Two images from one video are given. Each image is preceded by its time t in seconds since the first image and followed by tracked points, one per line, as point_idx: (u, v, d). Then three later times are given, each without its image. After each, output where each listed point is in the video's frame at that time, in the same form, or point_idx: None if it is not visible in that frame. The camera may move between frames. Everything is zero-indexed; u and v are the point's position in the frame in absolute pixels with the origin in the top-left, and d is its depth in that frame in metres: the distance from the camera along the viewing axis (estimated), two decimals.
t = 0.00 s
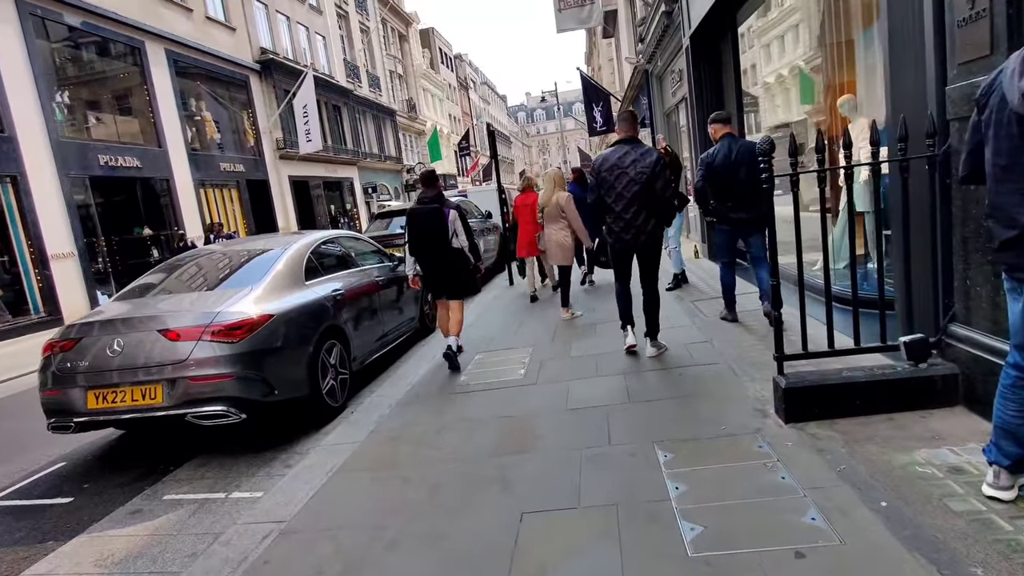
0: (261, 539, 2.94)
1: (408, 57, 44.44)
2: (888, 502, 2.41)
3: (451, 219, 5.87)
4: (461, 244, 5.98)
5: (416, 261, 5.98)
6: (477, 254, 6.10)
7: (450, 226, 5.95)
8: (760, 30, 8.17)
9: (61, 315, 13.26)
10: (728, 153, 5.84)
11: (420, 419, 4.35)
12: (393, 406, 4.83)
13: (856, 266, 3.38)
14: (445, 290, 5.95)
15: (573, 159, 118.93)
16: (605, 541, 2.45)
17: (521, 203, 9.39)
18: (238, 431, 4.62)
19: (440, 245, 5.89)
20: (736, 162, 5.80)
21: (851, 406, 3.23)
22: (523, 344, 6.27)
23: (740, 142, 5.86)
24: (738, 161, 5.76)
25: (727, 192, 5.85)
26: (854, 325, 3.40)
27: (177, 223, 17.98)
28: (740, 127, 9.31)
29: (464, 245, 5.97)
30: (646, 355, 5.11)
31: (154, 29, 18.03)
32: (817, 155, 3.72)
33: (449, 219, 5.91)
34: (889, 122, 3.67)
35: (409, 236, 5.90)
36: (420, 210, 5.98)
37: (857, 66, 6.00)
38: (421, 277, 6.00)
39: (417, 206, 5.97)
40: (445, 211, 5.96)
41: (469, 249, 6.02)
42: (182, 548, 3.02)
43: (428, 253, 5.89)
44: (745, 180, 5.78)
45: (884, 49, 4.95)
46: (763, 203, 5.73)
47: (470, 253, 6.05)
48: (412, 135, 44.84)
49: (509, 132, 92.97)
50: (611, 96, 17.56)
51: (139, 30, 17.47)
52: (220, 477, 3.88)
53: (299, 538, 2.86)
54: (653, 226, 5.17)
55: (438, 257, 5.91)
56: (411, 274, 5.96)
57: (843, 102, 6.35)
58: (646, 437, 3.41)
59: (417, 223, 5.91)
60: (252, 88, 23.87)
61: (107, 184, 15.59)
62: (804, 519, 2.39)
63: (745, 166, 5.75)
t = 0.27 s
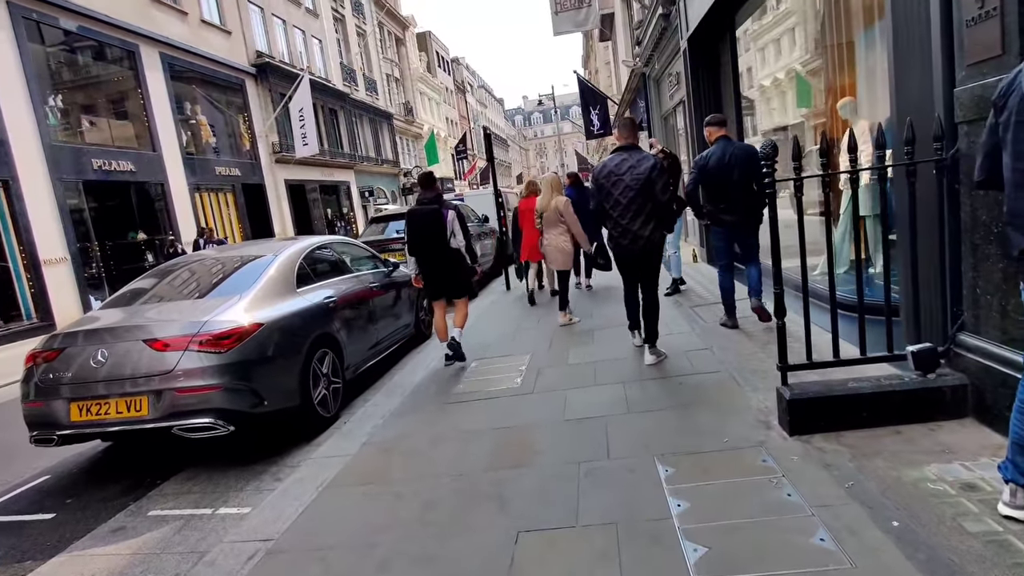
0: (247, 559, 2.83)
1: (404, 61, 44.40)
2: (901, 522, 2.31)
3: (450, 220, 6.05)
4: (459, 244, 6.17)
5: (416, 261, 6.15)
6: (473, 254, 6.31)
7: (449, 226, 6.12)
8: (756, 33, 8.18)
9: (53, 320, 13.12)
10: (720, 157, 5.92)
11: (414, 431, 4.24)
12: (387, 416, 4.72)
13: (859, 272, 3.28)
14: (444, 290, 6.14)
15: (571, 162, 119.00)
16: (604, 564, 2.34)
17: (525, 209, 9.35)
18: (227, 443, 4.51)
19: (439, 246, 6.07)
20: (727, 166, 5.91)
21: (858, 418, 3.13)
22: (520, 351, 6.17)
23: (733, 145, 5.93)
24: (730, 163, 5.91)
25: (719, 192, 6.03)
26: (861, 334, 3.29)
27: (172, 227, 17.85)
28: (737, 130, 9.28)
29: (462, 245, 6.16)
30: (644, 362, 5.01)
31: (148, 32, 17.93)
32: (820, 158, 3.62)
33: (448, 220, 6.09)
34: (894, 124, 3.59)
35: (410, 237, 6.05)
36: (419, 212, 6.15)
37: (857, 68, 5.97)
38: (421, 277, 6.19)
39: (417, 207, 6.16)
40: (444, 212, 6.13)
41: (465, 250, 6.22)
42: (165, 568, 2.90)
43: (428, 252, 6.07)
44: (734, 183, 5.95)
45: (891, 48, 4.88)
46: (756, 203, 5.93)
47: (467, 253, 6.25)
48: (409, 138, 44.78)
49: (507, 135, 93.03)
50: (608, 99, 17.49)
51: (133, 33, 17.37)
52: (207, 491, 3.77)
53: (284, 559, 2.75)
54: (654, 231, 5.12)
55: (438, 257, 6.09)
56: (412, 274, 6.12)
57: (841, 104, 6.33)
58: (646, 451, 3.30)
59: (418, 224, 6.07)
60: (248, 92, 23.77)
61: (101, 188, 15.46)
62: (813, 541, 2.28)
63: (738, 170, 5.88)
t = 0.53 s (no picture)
0: None
1: (401, 63, 44.32)
2: (914, 543, 2.21)
3: (451, 225, 6.17)
4: (458, 248, 6.30)
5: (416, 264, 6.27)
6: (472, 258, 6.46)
7: (449, 231, 6.23)
8: (754, 36, 8.16)
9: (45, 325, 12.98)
10: (717, 162, 5.89)
11: (408, 442, 4.13)
12: (381, 425, 4.61)
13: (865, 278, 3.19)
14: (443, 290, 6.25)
15: (568, 164, 119.06)
16: None
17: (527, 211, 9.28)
18: (215, 454, 4.39)
19: (439, 248, 6.19)
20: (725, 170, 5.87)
21: (865, 430, 3.03)
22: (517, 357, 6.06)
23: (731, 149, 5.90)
24: (726, 168, 5.85)
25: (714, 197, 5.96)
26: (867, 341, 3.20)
27: (166, 230, 17.71)
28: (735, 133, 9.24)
29: (461, 249, 6.29)
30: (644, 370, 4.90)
31: (143, 35, 17.80)
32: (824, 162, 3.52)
33: (449, 225, 6.21)
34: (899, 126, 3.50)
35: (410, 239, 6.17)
36: (421, 215, 6.28)
37: (857, 71, 5.92)
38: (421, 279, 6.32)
39: (418, 210, 6.28)
40: (445, 216, 6.25)
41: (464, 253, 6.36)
42: None
43: (428, 254, 6.19)
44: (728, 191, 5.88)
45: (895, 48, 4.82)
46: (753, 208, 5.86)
47: (465, 257, 6.39)
48: (406, 141, 44.70)
49: (504, 138, 93.03)
50: (606, 101, 17.42)
51: (128, 35, 17.24)
52: (193, 505, 3.65)
53: None
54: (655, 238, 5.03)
55: (437, 258, 6.21)
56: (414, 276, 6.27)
57: (840, 107, 6.28)
58: (646, 464, 3.20)
59: (419, 227, 6.18)
60: (243, 94, 23.66)
61: (95, 191, 15.33)
62: (822, 562, 2.18)
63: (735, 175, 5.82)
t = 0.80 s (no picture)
0: None
1: (399, 63, 44.20)
2: (927, 558, 2.12)
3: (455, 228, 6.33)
4: (461, 250, 6.45)
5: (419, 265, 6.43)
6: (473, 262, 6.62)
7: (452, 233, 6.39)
8: (751, 35, 8.15)
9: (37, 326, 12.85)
10: (720, 163, 5.79)
11: (402, 448, 4.03)
12: (374, 430, 4.51)
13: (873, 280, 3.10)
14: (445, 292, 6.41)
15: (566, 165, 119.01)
16: None
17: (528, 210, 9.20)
18: (204, 461, 4.29)
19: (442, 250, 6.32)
20: (728, 173, 5.78)
21: (874, 437, 2.93)
22: (513, 359, 5.96)
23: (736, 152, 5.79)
24: (728, 170, 5.78)
25: (715, 199, 5.86)
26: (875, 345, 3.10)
27: (161, 231, 17.59)
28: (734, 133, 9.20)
29: (463, 252, 6.45)
30: (645, 373, 4.81)
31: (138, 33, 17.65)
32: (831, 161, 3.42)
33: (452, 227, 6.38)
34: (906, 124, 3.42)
35: (415, 240, 6.37)
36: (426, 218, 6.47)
37: (858, 69, 5.82)
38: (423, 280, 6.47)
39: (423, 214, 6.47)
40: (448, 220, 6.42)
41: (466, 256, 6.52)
42: None
43: (430, 256, 6.34)
44: (730, 194, 5.79)
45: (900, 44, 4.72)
46: (754, 211, 5.78)
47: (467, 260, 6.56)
48: (404, 141, 44.59)
49: (502, 138, 92.95)
50: (604, 102, 17.32)
51: (123, 34, 17.09)
52: (180, 514, 3.54)
53: None
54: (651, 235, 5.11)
55: (440, 259, 6.35)
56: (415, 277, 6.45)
57: (841, 106, 6.20)
58: (647, 473, 3.10)
59: (423, 230, 6.35)
60: (240, 94, 23.53)
61: (89, 191, 15.20)
62: None
63: (735, 177, 5.75)
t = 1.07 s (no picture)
0: None
1: (397, 63, 44.09)
2: (941, 571, 2.03)
3: (458, 226, 6.61)
4: (464, 247, 6.74)
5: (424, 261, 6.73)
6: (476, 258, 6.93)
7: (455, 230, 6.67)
8: (749, 36, 8.15)
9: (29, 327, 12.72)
10: (725, 161, 5.83)
11: (397, 454, 3.94)
12: (369, 435, 4.41)
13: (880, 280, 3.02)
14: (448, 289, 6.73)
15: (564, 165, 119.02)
16: None
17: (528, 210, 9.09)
18: (193, 466, 4.19)
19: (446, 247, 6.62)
20: (734, 170, 5.79)
21: (882, 443, 2.84)
22: (511, 361, 5.87)
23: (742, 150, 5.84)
24: (733, 167, 5.79)
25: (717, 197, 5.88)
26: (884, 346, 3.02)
27: (157, 231, 17.46)
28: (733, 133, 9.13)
29: (467, 249, 6.75)
30: (644, 376, 4.72)
31: (133, 33, 17.52)
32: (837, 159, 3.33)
33: (455, 225, 6.65)
34: (913, 120, 3.34)
35: (417, 238, 6.65)
36: (429, 216, 6.75)
37: (861, 68, 5.75)
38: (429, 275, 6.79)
39: (427, 212, 6.73)
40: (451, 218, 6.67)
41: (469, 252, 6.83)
42: None
43: (435, 253, 6.63)
44: (734, 193, 5.79)
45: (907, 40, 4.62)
46: (757, 210, 5.82)
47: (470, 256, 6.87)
48: (402, 141, 44.48)
49: (500, 138, 92.91)
50: (603, 101, 17.25)
51: (118, 33, 16.95)
52: (168, 522, 3.44)
53: None
54: (650, 232, 5.09)
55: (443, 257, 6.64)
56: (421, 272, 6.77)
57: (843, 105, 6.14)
58: (648, 480, 3.01)
59: (427, 227, 6.64)
60: (236, 93, 23.41)
61: (84, 192, 15.07)
62: None
63: (741, 174, 5.77)
